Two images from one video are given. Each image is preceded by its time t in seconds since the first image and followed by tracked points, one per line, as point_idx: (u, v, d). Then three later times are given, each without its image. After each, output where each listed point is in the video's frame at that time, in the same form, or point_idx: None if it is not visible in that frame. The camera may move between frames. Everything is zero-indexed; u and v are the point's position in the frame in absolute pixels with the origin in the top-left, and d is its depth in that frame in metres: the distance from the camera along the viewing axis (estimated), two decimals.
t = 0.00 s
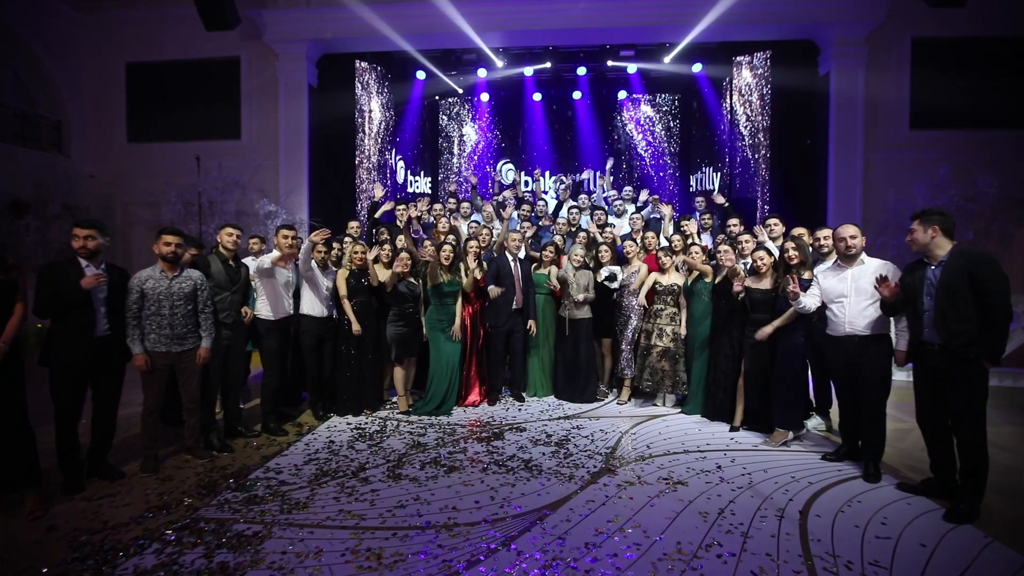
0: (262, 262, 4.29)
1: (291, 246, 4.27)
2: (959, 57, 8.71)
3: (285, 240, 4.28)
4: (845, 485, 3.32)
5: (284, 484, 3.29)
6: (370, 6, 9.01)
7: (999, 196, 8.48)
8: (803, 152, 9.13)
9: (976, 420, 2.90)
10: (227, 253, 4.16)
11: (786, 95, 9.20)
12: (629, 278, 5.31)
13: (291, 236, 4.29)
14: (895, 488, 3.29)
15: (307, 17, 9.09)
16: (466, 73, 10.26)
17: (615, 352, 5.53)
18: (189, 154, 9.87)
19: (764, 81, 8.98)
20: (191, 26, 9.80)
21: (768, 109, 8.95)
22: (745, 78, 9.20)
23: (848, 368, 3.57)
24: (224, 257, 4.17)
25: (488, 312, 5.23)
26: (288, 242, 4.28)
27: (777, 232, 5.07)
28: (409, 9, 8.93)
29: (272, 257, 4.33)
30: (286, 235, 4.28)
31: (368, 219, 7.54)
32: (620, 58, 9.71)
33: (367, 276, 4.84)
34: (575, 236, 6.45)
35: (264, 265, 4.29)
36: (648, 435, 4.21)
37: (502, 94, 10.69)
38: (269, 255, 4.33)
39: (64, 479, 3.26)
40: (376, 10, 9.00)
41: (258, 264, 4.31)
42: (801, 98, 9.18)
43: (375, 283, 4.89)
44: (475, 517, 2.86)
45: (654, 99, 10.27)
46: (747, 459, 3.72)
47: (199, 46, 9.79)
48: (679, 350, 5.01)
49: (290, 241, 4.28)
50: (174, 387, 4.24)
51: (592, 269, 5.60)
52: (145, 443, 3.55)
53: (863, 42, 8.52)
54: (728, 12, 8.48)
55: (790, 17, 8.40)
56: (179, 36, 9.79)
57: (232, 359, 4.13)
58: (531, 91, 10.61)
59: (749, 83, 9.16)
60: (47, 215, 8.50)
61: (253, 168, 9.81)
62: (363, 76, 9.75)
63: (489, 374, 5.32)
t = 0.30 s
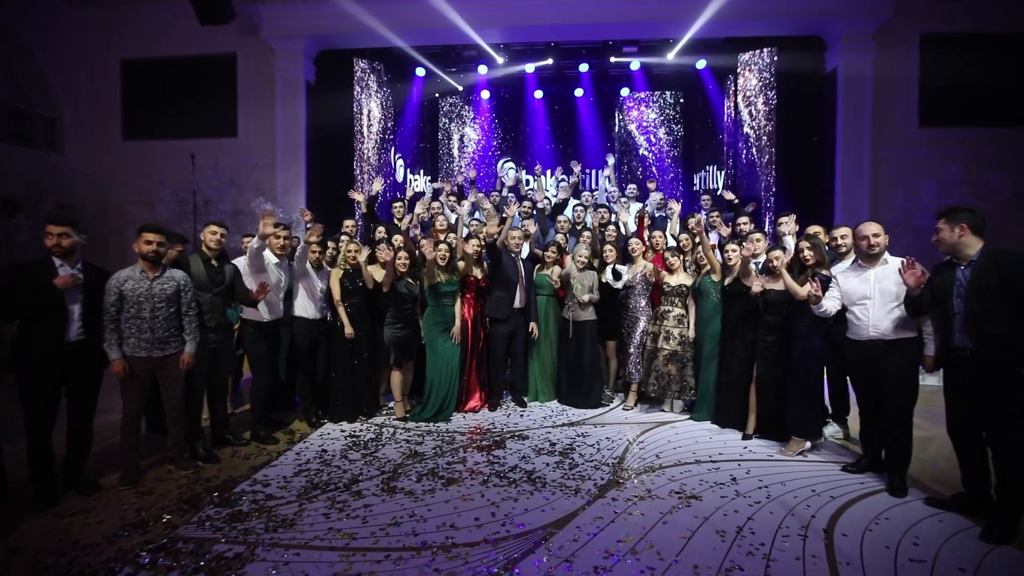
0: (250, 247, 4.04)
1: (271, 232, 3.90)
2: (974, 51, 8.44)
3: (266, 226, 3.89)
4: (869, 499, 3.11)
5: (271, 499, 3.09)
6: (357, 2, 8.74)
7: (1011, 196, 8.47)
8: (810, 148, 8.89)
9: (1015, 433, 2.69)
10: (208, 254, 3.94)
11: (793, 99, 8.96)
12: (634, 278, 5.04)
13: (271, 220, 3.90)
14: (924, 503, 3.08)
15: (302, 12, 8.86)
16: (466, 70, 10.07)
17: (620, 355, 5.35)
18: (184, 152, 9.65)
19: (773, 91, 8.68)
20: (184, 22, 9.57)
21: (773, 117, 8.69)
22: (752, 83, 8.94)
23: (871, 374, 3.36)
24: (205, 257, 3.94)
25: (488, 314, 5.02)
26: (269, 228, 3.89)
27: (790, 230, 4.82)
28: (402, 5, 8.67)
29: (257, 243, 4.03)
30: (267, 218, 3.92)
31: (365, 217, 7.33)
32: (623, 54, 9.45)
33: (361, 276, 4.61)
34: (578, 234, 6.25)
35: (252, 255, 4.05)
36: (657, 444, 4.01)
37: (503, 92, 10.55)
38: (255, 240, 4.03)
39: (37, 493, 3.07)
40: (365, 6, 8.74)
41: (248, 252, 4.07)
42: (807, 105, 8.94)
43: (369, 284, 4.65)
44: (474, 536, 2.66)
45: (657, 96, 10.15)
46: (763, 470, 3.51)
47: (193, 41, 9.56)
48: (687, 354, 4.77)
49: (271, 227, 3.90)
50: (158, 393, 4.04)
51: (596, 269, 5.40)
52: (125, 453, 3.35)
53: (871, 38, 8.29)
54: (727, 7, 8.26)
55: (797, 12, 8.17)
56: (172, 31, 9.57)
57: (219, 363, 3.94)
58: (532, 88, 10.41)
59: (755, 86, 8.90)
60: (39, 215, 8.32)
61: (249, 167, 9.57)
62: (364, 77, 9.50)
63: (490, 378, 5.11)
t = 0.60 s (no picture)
0: (234, 245, 3.75)
1: (256, 230, 3.67)
2: (987, 44, 8.18)
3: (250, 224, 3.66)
4: (897, 517, 2.89)
5: (251, 517, 2.86)
6: None
7: None
8: (815, 146, 8.63)
9: None
10: (188, 254, 3.69)
11: (795, 98, 8.71)
12: (639, 278, 4.84)
13: (255, 218, 3.66)
14: (956, 521, 2.87)
15: (296, 6, 8.63)
16: (464, 65, 9.97)
17: (625, 359, 5.09)
18: (175, 149, 9.41)
19: (773, 94, 8.52)
20: (175, 16, 9.32)
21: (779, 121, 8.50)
22: (754, 87, 8.78)
23: (896, 381, 3.15)
24: (183, 257, 3.70)
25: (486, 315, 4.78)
26: (253, 225, 3.66)
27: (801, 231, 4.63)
28: None
29: (241, 241, 3.76)
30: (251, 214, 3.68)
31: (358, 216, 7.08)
32: (624, 49, 9.29)
33: (353, 277, 4.40)
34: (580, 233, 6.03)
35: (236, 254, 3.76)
36: (665, 454, 3.79)
37: (502, 89, 10.29)
38: (238, 237, 3.76)
39: None
40: None
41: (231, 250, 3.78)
42: (807, 114, 8.67)
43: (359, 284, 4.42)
44: (471, 561, 2.44)
45: (661, 93, 9.89)
46: (780, 483, 3.29)
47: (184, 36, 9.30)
48: (695, 359, 4.54)
49: (255, 225, 3.67)
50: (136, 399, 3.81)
51: (599, 268, 5.18)
52: (97, 467, 3.13)
53: (879, 32, 8.10)
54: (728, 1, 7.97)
55: (801, 6, 7.94)
56: (163, 25, 9.31)
57: (201, 369, 3.71)
58: (532, 85, 10.17)
59: (756, 91, 8.77)
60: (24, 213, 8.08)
61: (243, 165, 9.38)
62: (360, 76, 9.32)
63: (487, 383, 4.89)
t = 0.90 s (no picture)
0: (216, 247, 3.39)
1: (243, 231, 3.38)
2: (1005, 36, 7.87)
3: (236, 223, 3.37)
4: (930, 541, 2.64)
5: (224, 543, 2.62)
6: None
7: None
8: (821, 142, 8.41)
9: None
10: (160, 253, 3.40)
11: (799, 93, 8.51)
12: (644, 277, 4.56)
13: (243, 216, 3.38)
14: (995, 547, 2.62)
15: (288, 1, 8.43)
16: (462, 62, 9.62)
17: (629, 363, 4.86)
18: (164, 145, 9.14)
19: (778, 96, 8.22)
20: (164, 9, 9.06)
21: (782, 122, 8.21)
22: (759, 84, 8.39)
23: (927, 389, 2.91)
24: (153, 256, 3.40)
25: (482, 317, 4.50)
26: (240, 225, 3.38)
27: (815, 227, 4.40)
28: None
29: (223, 243, 3.41)
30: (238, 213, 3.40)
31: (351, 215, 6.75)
32: (626, 43, 9.00)
33: (342, 277, 4.14)
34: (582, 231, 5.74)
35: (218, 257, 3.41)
36: (674, 467, 3.54)
37: (501, 85, 9.99)
38: (221, 239, 3.42)
39: None
40: None
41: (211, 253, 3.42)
42: (810, 103, 8.47)
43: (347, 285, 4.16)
44: None
45: (663, 89, 9.56)
46: (800, 501, 3.04)
47: (172, 29, 9.01)
48: (703, 363, 4.27)
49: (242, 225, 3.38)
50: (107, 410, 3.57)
51: (602, 268, 4.93)
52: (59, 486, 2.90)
53: (887, 26, 7.82)
54: None
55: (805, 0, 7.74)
56: (151, 19, 9.04)
57: (176, 377, 3.47)
58: (531, 80, 9.87)
59: (760, 90, 8.38)
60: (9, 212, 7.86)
61: (235, 162, 9.09)
62: (358, 74, 9.09)
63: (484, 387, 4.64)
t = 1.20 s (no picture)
0: (188, 252, 3.20)
1: (221, 240, 3.19)
2: None
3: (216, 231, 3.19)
4: None
5: None
6: None
7: None
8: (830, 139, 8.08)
9: None
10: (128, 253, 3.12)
11: (813, 85, 8.01)
12: (652, 280, 4.26)
13: (225, 225, 3.21)
14: None
15: None
16: (462, 57, 9.33)
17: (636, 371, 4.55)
18: (154, 143, 8.87)
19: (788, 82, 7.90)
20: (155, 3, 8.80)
21: (790, 104, 7.87)
22: (766, 73, 8.17)
23: (971, 406, 2.63)
24: (120, 258, 3.10)
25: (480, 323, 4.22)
26: (219, 233, 3.19)
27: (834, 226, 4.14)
28: None
29: (196, 248, 3.22)
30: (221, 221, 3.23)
31: (345, 215, 6.48)
32: (630, 38, 8.60)
33: (331, 280, 3.89)
34: (584, 231, 5.44)
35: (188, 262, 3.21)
36: (688, 486, 3.28)
37: (501, 82, 9.72)
38: (194, 244, 3.23)
39: None
40: None
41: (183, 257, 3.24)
42: (829, 99, 7.99)
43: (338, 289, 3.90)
44: None
45: (668, 86, 9.31)
46: (826, 527, 2.79)
47: (162, 24, 8.73)
48: (716, 373, 4.02)
49: (222, 234, 3.20)
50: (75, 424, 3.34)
51: (607, 270, 4.66)
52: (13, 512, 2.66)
53: (898, 19, 7.54)
54: None
55: None
56: (141, 13, 8.78)
57: (147, 389, 3.21)
58: (532, 77, 9.61)
59: (764, 76, 8.20)
60: None
61: (228, 160, 8.78)
62: (354, 65, 8.78)
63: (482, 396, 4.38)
